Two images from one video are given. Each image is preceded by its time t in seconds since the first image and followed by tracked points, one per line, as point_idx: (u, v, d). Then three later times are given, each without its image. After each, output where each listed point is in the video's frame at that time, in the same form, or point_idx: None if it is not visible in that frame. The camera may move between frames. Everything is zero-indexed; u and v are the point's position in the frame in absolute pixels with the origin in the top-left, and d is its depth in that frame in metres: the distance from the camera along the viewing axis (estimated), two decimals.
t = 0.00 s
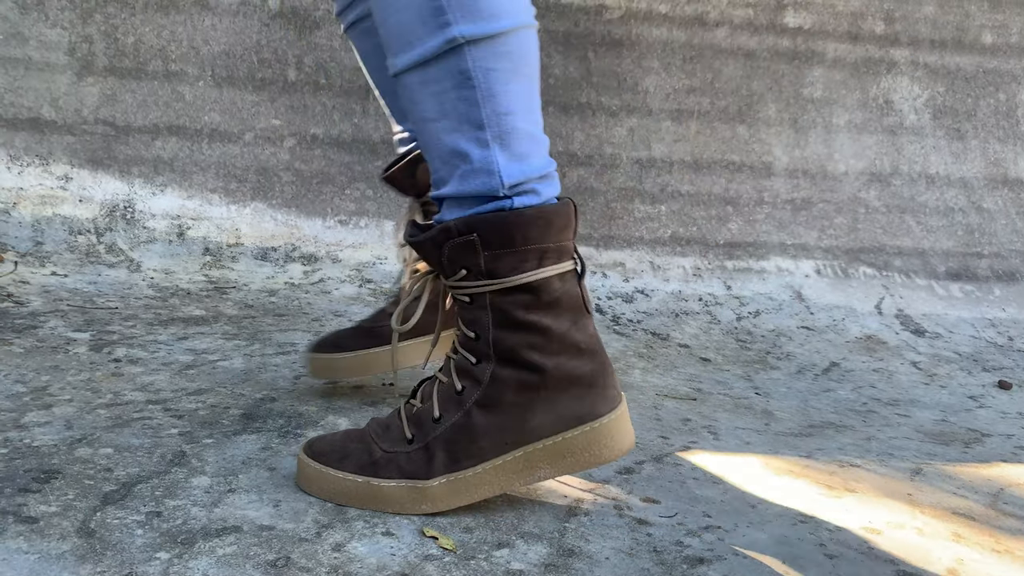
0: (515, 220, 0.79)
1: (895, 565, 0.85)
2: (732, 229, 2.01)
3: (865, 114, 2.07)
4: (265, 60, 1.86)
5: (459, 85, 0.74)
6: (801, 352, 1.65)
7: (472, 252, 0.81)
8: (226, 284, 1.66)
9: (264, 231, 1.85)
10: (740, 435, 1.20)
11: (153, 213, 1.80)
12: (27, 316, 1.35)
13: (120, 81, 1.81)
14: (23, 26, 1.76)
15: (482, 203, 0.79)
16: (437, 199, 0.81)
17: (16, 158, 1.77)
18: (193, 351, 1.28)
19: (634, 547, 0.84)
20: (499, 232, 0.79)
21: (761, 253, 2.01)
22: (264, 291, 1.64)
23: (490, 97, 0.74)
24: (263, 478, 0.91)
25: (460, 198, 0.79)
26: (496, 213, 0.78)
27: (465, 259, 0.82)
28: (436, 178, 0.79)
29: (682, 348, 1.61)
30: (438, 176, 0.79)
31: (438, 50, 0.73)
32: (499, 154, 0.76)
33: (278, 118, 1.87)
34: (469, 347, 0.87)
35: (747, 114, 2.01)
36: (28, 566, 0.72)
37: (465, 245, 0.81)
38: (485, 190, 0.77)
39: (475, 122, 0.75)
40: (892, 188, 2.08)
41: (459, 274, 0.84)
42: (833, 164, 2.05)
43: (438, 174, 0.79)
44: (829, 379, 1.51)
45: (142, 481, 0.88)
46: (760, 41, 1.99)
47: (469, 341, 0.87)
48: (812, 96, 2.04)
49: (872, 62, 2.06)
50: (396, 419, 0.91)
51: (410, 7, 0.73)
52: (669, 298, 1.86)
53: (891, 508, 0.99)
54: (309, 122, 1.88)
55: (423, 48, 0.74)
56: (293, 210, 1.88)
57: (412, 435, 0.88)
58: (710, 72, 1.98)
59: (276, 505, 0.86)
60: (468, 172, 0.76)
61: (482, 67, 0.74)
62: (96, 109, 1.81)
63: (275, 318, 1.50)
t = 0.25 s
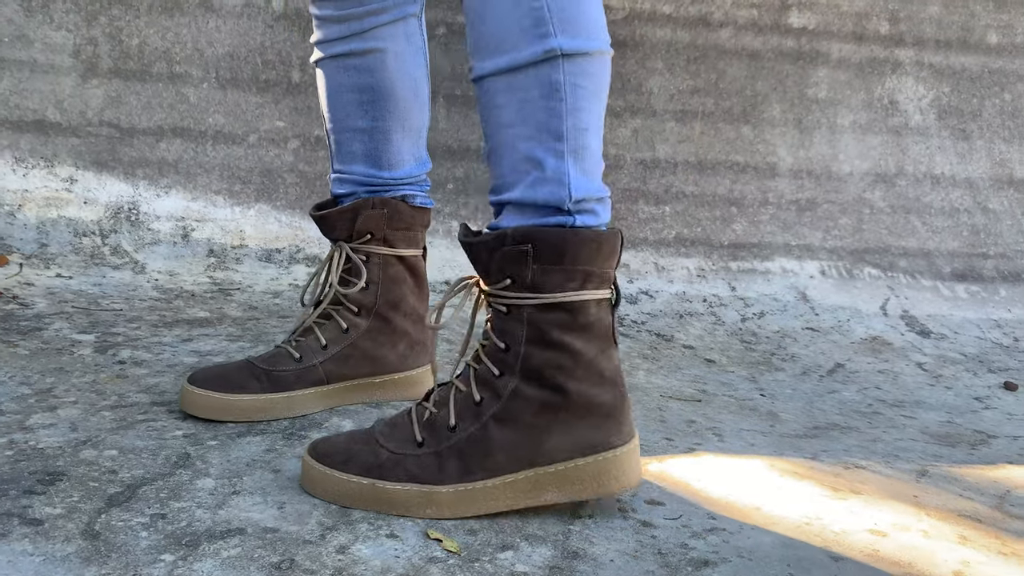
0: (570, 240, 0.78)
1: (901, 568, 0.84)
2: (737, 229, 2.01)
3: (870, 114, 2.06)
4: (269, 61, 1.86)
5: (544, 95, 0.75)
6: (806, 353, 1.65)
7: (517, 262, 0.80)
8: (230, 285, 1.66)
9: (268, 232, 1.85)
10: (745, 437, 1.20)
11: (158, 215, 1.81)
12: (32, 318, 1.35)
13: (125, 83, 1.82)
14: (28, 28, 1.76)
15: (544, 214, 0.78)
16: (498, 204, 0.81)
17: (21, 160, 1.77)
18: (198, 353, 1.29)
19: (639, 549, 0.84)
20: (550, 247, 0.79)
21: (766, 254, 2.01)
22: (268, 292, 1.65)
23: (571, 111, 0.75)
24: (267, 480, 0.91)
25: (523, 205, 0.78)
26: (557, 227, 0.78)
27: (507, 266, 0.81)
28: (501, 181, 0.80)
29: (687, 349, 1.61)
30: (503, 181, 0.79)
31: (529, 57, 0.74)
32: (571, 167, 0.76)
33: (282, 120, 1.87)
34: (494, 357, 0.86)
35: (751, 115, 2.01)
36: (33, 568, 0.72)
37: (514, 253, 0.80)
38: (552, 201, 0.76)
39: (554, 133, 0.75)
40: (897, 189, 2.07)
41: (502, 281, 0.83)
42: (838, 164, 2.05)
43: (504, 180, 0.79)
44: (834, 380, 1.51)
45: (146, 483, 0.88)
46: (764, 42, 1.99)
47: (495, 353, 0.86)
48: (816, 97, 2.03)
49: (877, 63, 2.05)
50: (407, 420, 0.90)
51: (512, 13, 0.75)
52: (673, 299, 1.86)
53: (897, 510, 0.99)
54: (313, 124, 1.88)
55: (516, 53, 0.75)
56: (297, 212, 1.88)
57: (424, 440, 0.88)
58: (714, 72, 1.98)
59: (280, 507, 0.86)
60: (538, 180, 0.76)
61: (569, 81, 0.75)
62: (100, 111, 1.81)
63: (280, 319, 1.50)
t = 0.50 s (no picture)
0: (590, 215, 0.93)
1: (906, 567, 0.84)
2: (741, 229, 2.01)
3: (874, 113, 2.06)
4: (273, 62, 1.86)
5: (574, 84, 0.87)
6: (811, 352, 1.65)
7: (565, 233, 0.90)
8: (235, 286, 1.66)
9: (272, 233, 1.86)
10: (750, 436, 1.19)
11: (162, 215, 1.81)
12: (38, 319, 1.36)
13: (129, 84, 1.82)
14: (33, 30, 1.77)
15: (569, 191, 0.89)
16: (532, 181, 0.87)
17: (26, 161, 1.78)
18: (203, 352, 1.29)
19: (644, 549, 0.84)
20: (582, 219, 0.92)
21: (770, 253, 2.00)
22: (273, 293, 1.65)
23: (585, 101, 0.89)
24: (272, 480, 0.91)
25: (557, 181, 0.87)
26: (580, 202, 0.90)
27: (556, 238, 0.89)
28: (535, 160, 0.86)
29: (691, 349, 1.61)
30: (540, 159, 0.86)
31: (571, 51, 0.85)
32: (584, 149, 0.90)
33: (286, 120, 1.88)
34: (538, 326, 0.91)
35: (755, 114, 2.01)
36: (39, 567, 0.72)
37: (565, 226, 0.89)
38: (579, 177, 0.89)
39: (579, 119, 0.89)
40: (902, 188, 2.07)
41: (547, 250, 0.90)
42: (842, 163, 2.04)
43: (540, 158, 0.86)
44: (839, 380, 1.51)
45: (151, 483, 0.88)
46: (768, 41, 1.98)
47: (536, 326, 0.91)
48: (820, 96, 2.03)
49: (881, 62, 2.05)
50: (474, 405, 0.85)
51: (563, 6, 0.84)
52: (677, 299, 1.86)
53: (902, 509, 0.98)
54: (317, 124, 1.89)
55: (561, 46, 0.85)
56: (301, 212, 1.89)
57: (504, 410, 0.86)
58: (718, 72, 1.98)
59: (285, 506, 0.86)
60: (572, 159, 0.88)
61: (586, 75, 0.89)
62: (105, 112, 1.81)
63: (284, 319, 1.50)
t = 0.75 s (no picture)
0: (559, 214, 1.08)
1: (912, 565, 0.84)
2: (744, 227, 2.00)
3: (877, 112, 2.05)
4: (276, 62, 1.87)
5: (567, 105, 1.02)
6: (814, 351, 1.64)
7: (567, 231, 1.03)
8: (238, 285, 1.66)
9: (276, 233, 1.86)
10: (754, 434, 1.19)
11: (165, 215, 1.81)
12: (42, 319, 1.36)
13: (132, 84, 1.82)
14: (36, 30, 1.77)
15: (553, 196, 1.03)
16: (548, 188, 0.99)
17: (29, 161, 1.78)
18: (207, 352, 1.29)
19: (648, 547, 0.84)
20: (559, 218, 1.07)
21: (773, 251, 2.00)
22: (276, 292, 1.65)
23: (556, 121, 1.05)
24: (277, 479, 0.91)
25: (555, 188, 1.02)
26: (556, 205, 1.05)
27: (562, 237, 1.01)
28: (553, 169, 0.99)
29: (695, 347, 1.61)
30: (556, 169, 0.99)
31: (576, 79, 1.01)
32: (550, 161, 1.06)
33: (289, 120, 1.88)
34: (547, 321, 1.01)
35: (758, 112, 2.00)
36: (45, 566, 0.72)
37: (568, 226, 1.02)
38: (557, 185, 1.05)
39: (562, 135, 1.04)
40: (905, 186, 2.07)
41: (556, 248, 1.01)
42: (845, 162, 2.04)
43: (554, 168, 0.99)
44: (843, 378, 1.50)
45: (156, 482, 0.88)
46: (771, 39, 1.98)
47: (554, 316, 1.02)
48: (823, 94, 2.03)
49: (884, 60, 2.04)
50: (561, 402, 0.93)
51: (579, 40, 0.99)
52: (680, 297, 1.86)
53: (907, 507, 0.98)
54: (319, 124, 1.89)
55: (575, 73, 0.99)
56: (304, 212, 1.89)
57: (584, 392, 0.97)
58: (721, 70, 1.98)
59: (289, 505, 0.86)
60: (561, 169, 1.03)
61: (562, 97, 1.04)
62: (108, 112, 1.81)
63: (288, 319, 1.50)
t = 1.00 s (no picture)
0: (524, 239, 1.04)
1: (913, 563, 0.84)
2: (745, 226, 2.00)
3: (878, 109, 2.05)
4: (277, 61, 1.87)
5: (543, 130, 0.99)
6: (816, 349, 1.64)
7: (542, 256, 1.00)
8: (239, 285, 1.67)
9: (277, 232, 1.86)
10: (755, 433, 1.19)
11: (166, 215, 1.82)
12: (43, 318, 1.36)
13: (133, 84, 1.82)
14: (37, 30, 1.77)
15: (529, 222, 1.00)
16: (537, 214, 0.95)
17: (31, 161, 1.78)
18: (208, 352, 1.29)
19: (649, 546, 0.84)
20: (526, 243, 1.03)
21: (775, 250, 2.00)
22: (277, 292, 1.65)
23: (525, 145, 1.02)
24: (278, 477, 0.91)
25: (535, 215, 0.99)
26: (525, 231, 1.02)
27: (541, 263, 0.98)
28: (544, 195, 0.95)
29: (696, 346, 1.61)
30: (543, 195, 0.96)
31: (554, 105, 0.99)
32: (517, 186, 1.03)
33: (290, 119, 1.88)
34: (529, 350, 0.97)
35: (759, 110, 2.00)
36: (46, 565, 0.72)
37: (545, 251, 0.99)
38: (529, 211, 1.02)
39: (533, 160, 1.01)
40: (907, 184, 2.06)
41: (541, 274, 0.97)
42: (847, 160, 2.04)
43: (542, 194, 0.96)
44: (844, 376, 1.50)
45: (157, 481, 0.88)
46: (772, 37, 1.98)
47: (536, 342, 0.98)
48: (824, 92, 2.02)
49: (885, 57, 2.04)
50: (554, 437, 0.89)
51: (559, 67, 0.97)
52: (681, 296, 1.86)
53: (908, 505, 0.98)
54: (320, 123, 1.89)
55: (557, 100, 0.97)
56: (305, 211, 1.89)
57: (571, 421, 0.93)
58: (722, 68, 1.98)
59: (290, 504, 0.86)
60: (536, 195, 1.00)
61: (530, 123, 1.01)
62: (109, 111, 1.82)
63: (289, 318, 1.50)
